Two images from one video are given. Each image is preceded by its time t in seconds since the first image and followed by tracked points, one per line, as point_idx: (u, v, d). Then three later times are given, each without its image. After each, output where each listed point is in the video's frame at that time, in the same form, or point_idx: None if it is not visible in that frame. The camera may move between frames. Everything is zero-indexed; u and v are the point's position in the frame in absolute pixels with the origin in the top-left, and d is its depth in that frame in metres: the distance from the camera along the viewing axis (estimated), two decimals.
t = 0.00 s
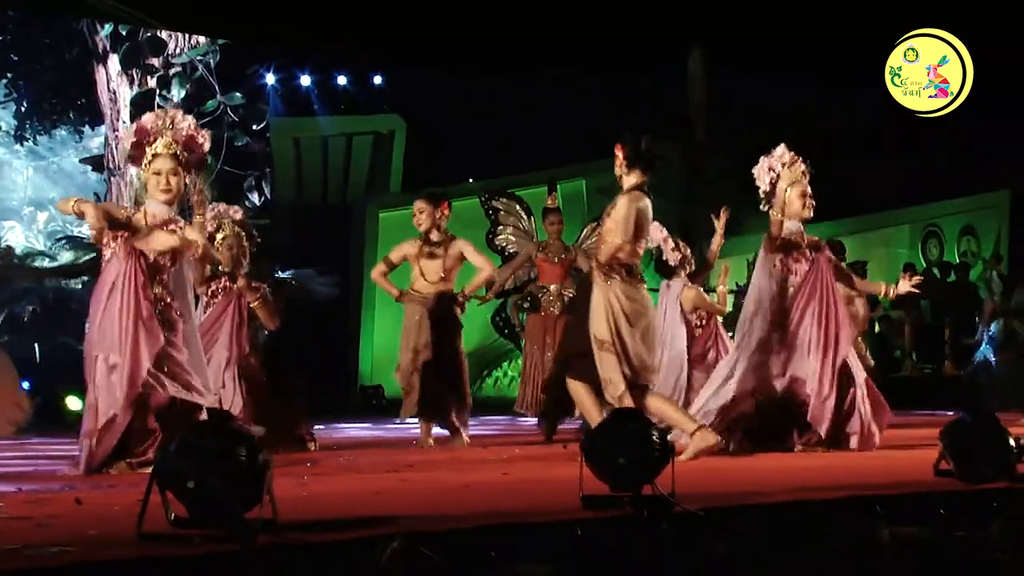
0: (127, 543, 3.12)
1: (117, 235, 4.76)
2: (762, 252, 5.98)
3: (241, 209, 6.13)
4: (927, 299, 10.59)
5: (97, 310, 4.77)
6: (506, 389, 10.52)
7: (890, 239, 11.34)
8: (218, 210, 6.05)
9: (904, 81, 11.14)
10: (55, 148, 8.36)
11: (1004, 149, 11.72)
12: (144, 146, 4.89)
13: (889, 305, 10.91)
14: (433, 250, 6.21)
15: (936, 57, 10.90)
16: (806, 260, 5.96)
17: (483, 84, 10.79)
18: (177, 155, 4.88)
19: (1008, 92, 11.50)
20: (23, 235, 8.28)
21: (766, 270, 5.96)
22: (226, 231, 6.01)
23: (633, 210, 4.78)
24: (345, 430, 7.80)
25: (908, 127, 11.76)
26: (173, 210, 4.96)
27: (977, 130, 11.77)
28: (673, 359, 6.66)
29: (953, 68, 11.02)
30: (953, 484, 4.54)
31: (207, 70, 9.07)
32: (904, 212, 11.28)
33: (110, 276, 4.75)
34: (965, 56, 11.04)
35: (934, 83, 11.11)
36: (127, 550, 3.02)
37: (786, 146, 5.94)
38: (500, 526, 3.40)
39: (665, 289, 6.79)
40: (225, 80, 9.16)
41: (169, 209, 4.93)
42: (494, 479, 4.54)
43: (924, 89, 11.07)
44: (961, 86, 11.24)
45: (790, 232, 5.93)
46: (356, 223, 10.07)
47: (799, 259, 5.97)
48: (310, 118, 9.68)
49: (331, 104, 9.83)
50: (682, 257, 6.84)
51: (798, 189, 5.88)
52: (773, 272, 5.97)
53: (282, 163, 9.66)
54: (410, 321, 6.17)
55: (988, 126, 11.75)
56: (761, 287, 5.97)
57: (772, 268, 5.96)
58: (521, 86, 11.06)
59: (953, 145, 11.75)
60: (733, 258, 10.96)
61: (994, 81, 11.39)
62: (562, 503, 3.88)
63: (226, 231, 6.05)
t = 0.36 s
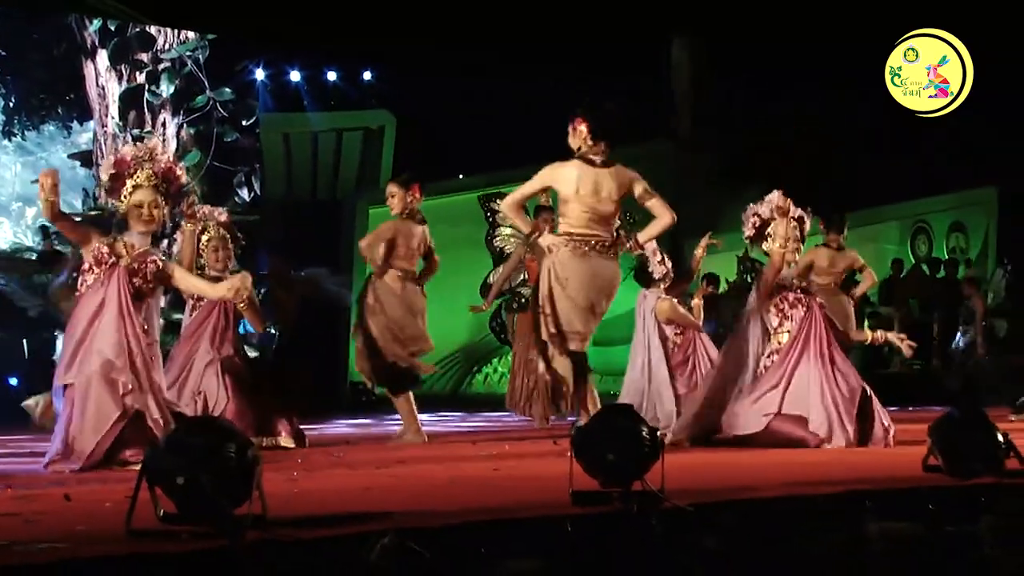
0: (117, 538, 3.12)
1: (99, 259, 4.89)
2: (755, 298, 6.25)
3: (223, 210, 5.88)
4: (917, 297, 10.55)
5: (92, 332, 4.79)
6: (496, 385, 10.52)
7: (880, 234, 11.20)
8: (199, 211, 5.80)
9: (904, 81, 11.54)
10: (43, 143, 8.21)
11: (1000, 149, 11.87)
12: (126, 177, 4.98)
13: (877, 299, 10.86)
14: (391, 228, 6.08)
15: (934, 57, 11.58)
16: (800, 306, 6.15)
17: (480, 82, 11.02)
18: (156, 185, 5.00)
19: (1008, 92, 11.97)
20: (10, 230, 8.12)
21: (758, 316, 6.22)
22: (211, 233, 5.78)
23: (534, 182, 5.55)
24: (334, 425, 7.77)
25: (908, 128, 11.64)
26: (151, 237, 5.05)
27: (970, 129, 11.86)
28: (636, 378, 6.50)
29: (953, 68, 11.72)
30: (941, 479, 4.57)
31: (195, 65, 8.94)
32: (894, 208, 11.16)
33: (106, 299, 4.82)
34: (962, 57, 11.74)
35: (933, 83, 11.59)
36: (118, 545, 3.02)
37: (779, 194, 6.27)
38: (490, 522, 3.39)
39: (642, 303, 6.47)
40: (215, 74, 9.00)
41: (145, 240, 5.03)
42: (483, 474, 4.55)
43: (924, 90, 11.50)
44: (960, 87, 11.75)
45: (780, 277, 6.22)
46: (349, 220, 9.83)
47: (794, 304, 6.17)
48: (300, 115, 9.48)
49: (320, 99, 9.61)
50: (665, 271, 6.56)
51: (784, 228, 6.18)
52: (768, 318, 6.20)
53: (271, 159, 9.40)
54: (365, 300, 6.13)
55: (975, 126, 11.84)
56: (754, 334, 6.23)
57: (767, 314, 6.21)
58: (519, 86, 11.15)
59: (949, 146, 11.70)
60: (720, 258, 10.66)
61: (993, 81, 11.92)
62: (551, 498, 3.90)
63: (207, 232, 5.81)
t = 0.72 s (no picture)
0: (99, 535, 3.11)
1: (79, 255, 4.84)
2: (743, 307, 6.24)
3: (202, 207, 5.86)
4: (903, 288, 10.58)
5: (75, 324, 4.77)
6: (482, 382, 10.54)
7: (864, 231, 11.18)
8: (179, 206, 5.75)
9: (904, 82, 11.80)
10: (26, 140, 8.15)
11: (1002, 149, 12.09)
12: (104, 175, 4.97)
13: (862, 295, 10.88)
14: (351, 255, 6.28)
15: (936, 57, 11.79)
16: (788, 316, 6.16)
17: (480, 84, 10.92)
18: (135, 183, 4.99)
19: (1008, 92, 12.16)
20: None
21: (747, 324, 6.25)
22: (192, 230, 5.76)
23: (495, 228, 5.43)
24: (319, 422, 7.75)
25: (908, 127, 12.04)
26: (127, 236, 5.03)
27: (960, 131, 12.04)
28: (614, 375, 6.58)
29: (953, 68, 11.87)
30: (927, 475, 4.59)
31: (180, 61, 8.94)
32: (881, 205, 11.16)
33: (88, 293, 4.81)
34: (963, 57, 11.91)
35: (934, 82, 11.81)
36: (100, 543, 3.00)
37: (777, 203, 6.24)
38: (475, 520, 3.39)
39: (620, 301, 6.58)
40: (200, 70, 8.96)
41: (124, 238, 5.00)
42: (468, 471, 4.54)
43: (924, 89, 11.73)
44: (961, 86, 11.93)
45: (767, 287, 6.18)
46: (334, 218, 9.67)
47: (782, 313, 6.18)
48: (286, 111, 9.41)
49: (304, 96, 9.60)
50: (647, 270, 6.55)
51: (775, 241, 6.14)
52: (756, 326, 6.23)
53: (256, 155, 9.32)
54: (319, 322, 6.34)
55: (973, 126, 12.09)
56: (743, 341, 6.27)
57: (755, 322, 6.22)
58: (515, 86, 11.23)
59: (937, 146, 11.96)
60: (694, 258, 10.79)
61: (993, 81, 12.14)
62: (537, 495, 3.90)
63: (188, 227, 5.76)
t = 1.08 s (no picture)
0: (79, 532, 3.10)
1: (60, 256, 4.82)
2: (724, 305, 6.28)
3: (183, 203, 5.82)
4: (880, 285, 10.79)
5: (54, 325, 4.76)
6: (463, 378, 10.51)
7: (844, 228, 11.50)
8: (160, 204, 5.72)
9: (905, 81, 11.72)
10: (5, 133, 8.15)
11: (995, 149, 12.08)
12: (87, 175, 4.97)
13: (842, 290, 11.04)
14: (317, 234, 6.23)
15: (936, 57, 11.52)
16: (769, 314, 6.17)
17: (464, 81, 11.09)
18: (116, 182, 4.97)
19: (1008, 92, 12.02)
20: None
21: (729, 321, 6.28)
22: (169, 227, 5.66)
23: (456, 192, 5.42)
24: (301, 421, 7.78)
25: (904, 128, 12.17)
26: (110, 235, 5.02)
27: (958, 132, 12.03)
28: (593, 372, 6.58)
29: (953, 68, 11.66)
30: (907, 471, 4.62)
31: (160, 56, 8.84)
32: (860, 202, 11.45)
33: (68, 294, 4.79)
34: (963, 56, 11.64)
35: (933, 82, 11.64)
36: (79, 539, 2.99)
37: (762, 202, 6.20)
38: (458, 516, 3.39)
39: (598, 298, 6.63)
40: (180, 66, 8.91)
41: (106, 238, 4.98)
42: (448, 467, 4.54)
43: (924, 89, 11.65)
44: (961, 86, 11.78)
45: (748, 286, 6.20)
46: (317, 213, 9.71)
47: (763, 312, 6.19)
48: (266, 107, 9.38)
49: (285, 92, 9.57)
50: (625, 267, 6.65)
51: (759, 236, 6.12)
52: (738, 324, 6.25)
53: (238, 152, 9.29)
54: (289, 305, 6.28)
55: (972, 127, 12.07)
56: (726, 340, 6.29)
57: (737, 320, 6.24)
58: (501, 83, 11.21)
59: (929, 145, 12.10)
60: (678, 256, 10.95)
61: (993, 81, 11.96)
62: (519, 491, 3.90)
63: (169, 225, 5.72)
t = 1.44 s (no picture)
0: (58, 529, 3.09)
1: (41, 255, 4.80)
2: (705, 302, 6.31)
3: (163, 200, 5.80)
4: (863, 281, 10.79)
5: (33, 324, 4.76)
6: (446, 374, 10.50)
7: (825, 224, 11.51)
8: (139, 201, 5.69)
9: (905, 81, 11.68)
10: None
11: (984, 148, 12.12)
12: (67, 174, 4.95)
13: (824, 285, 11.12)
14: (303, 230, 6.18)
15: (935, 57, 11.44)
16: (749, 310, 6.19)
17: (458, 79, 11.05)
18: (95, 180, 4.96)
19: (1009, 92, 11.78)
20: None
21: (710, 318, 6.30)
22: (149, 222, 5.68)
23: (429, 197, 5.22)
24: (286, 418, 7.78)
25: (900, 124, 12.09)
26: (92, 233, 5.01)
27: (958, 135, 11.89)
28: (573, 368, 6.57)
29: (953, 68, 11.50)
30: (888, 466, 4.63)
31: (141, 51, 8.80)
32: (843, 198, 11.43)
33: (48, 295, 4.78)
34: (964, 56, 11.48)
35: (932, 82, 11.60)
36: (57, 535, 2.98)
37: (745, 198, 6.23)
38: (438, 513, 3.38)
39: (577, 294, 6.66)
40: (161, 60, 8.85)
41: (87, 237, 4.97)
42: (429, 462, 4.54)
43: (924, 89, 11.61)
44: (961, 86, 11.62)
45: (729, 281, 6.23)
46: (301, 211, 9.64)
47: (743, 308, 6.22)
48: (248, 102, 9.40)
49: (266, 86, 9.55)
50: (602, 263, 6.70)
51: (742, 232, 6.13)
52: (719, 321, 6.27)
53: (218, 147, 9.30)
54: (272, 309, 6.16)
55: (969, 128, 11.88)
56: (707, 337, 6.31)
57: (718, 317, 6.26)
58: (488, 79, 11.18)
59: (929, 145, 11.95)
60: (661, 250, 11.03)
61: (993, 81, 11.72)
62: (500, 485, 3.90)
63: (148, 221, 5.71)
